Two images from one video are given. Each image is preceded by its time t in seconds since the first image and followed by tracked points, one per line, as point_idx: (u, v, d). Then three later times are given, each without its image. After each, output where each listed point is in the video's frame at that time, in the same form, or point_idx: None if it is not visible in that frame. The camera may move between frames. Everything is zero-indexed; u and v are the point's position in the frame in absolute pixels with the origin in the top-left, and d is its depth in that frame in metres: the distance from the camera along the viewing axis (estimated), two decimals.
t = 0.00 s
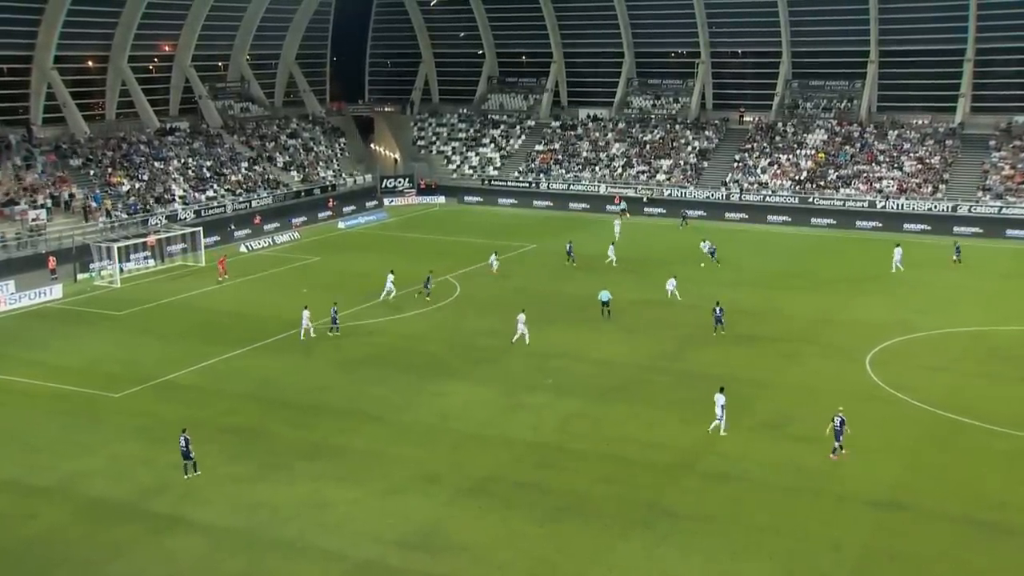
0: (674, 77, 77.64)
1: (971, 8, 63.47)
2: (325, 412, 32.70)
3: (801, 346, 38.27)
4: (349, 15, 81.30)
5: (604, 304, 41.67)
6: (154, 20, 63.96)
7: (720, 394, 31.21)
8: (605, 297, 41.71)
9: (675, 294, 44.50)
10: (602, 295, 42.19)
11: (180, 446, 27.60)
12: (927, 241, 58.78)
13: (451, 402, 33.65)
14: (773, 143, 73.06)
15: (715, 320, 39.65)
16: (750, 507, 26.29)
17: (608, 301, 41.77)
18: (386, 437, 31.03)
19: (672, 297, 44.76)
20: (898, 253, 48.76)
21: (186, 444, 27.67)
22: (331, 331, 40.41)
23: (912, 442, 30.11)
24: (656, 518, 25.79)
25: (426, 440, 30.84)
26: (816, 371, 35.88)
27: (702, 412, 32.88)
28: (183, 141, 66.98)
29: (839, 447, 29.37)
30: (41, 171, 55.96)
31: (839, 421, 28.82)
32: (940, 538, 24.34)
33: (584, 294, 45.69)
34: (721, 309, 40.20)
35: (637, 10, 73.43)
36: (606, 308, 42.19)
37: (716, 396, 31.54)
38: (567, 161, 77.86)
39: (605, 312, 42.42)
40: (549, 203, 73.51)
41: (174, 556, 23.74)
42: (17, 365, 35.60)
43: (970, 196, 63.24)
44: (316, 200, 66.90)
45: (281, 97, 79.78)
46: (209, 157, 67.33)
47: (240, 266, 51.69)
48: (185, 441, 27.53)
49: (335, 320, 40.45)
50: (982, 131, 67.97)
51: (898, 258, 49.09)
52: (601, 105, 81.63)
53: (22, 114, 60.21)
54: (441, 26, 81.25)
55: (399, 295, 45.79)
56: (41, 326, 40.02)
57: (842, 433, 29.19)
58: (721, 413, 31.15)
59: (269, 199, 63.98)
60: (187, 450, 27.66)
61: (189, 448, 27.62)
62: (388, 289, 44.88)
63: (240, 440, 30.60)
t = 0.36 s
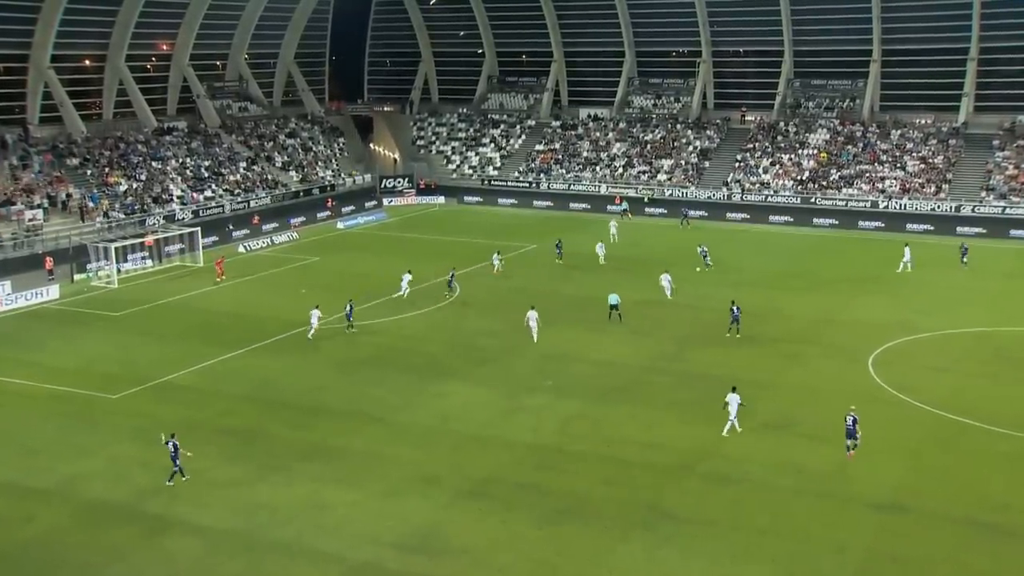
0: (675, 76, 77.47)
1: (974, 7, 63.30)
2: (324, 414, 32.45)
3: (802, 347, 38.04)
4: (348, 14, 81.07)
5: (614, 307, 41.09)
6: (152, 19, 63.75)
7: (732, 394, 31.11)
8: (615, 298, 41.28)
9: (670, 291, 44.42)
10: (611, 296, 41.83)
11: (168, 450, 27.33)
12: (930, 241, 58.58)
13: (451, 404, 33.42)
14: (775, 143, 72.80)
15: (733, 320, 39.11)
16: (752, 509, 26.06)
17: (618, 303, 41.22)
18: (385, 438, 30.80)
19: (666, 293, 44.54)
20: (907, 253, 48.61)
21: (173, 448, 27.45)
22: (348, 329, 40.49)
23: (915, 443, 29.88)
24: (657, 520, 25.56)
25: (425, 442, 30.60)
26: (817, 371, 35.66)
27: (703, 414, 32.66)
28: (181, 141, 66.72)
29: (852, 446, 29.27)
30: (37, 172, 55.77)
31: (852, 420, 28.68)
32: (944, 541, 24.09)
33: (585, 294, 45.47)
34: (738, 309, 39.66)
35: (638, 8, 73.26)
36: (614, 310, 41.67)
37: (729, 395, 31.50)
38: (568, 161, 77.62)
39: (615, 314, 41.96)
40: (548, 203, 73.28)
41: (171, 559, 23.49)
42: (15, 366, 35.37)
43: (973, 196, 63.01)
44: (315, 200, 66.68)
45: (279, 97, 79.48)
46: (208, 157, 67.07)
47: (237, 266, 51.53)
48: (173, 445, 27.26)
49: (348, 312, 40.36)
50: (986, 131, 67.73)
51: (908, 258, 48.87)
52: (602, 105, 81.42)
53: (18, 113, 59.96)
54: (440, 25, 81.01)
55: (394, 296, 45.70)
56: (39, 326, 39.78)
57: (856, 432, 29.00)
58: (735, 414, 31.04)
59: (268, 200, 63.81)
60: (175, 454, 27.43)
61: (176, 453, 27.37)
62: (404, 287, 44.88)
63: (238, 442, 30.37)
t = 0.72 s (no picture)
0: (678, 76, 77.26)
1: (980, 5, 63.02)
2: (324, 415, 32.27)
3: (805, 347, 37.84)
4: (350, 13, 80.83)
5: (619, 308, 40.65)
6: (151, 17, 63.62)
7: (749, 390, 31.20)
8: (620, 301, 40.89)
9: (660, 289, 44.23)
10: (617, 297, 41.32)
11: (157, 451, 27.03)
12: (934, 241, 58.38)
13: (452, 404, 33.22)
14: (778, 142, 72.54)
15: (747, 321, 38.77)
16: (755, 511, 25.87)
17: (623, 304, 40.92)
18: (386, 439, 30.62)
19: (656, 291, 44.24)
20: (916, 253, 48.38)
21: (163, 449, 27.20)
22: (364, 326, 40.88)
23: (919, 445, 29.65)
24: (660, 522, 25.36)
25: (426, 443, 30.41)
26: (820, 373, 35.44)
27: (705, 415, 32.44)
28: (181, 140, 66.56)
29: (865, 446, 29.20)
30: (36, 172, 55.63)
31: (867, 421, 28.56)
32: (948, 543, 23.87)
33: (587, 295, 45.26)
34: (752, 308, 39.31)
35: (641, 7, 73.03)
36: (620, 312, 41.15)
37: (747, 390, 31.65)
38: (570, 161, 77.42)
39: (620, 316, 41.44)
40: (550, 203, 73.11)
41: (170, 561, 23.32)
42: (14, 367, 35.21)
43: (978, 195, 62.75)
44: (315, 200, 66.56)
45: (280, 96, 79.27)
46: (208, 156, 66.90)
47: (236, 266, 51.41)
48: (162, 446, 27.00)
49: (365, 308, 40.71)
50: (991, 130, 67.46)
51: (920, 258, 48.57)
52: (604, 104, 81.22)
53: (18, 112, 59.83)
54: (442, 24, 80.78)
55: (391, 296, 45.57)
56: (39, 327, 39.60)
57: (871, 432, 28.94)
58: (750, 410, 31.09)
59: (268, 199, 63.65)
60: (165, 456, 27.14)
61: (166, 455, 27.09)
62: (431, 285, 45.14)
63: (238, 443, 30.20)
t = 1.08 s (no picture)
0: (690, 74, 76.77)
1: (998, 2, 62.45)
2: (332, 415, 32.02)
3: (818, 348, 37.45)
4: (359, 11, 80.58)
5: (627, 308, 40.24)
6: (159, 15, 63.44)
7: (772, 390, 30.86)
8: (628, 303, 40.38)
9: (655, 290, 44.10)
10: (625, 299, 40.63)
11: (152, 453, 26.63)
12: (949, 241, 57.86)
13: (461, 405, 32.92)
14: (791, 141, 72.07)
15: (767, 322, 38.39)
16: (768, 513, 25.51)
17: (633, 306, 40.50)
18: (394, 441, 30.33)
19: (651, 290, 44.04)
20: (937, 253, 47.86)
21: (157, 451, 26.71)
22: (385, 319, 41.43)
23: (935, 448, 29.20)
24: (671, 525, 25.00)
25: (434, 444, 30.11)
26: (834, 374, 35.00)
27: (717, 417, 32.04)
28: (189, 138, 66.38)
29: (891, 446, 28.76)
30: (44, 169, 55.50)
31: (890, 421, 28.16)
32: (965, 548, 23.45)
33: (597, 295, 44.90)
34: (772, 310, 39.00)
35: (653, 5, 72.65)
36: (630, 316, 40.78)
37: (768, 391, 31.30)
38: (581, 160, 77.05)
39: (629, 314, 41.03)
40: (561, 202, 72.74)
41: (176, 562, 23.07)
42: (21, 366, 35.04)
43: (996, 195, 62.19)
44: (324, 199, 66.36)
45: (289, 94, 79.05)
46: (216, 155, 66.71)
47: (244, 265, 51.25)
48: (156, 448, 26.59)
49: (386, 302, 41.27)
50: (1009, 129, 66.92)
51: (939, 259, 48.02)
52: (615, 102, 80.90)
53: (26, 110, 59.73)
54: (452, 22, 80.42)
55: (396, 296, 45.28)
56: (47, 326, 39.43)
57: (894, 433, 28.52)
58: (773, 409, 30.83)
59: (277, 198, 63.46)
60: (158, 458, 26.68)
61: (160, 457, 26.64)
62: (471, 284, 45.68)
63: (246, 444, 29.95)
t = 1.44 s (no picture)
0: (709, 72, 76.11)
1: None
2: (346, 416, 31.76)
3: (838, 351, 36.96)
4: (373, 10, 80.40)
5: (639, 310, 39.93)
6: (173, 13, 63.44)
7: (802, 392, 30.46)
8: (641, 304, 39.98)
9: (655, 288, 44.15)
10: (637, 300, 40.12)
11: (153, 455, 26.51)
12: (971, 242, 57.25)
13: (476, 407, 32.59)
14: (812, 140, 71.47)
15: (789, 324, 37.83)
16: (787, 517, 25.10)
17: (644, 306, 40.21)
18: (408, 443, 30.03)
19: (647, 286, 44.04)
20: (965, 256, 47.08)
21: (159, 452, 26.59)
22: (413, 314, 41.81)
23: (959, 453, 28.68)
24: (688, 528, 24.60)
25: (448, 446, 29.80)
26: (854, 377, 34.51)
27: (736, 421, 31.58)
28: (203, 137, 66.29)
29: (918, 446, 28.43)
30: (57, 168, 55.36)
31: (919, 420, 27.83)
32: (989, 553, 22.96)
33: (614, 296, 44.52)
34: (794, 311, 38.55)
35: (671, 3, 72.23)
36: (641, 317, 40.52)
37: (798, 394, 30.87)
38: (597, 159, 76.58)
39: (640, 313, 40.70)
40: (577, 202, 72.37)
41: (189, 564, 22.83)
42: (35, 366, 34.91)
43: (1021, 195, 61.45)
44: (338, 198, 66.28)
45: (302, 93, 78.94)
46: (230, 154, 66.57)
47: (258, 265, 51.09)
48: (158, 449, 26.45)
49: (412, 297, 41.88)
50: None
51: (966, 260, 47.30)
52: (631, 101, 80.50)
53: (39, 109, 59.75)
54: (467, 20, 80.16)
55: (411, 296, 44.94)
56: (61, 326, 39.32)
57: (923, 433, 28.15)
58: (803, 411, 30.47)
59: (290, 198, 63.23)
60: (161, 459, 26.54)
61: (162, 458, 26.50)
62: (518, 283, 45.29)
63: (259, 445, 29.70)
